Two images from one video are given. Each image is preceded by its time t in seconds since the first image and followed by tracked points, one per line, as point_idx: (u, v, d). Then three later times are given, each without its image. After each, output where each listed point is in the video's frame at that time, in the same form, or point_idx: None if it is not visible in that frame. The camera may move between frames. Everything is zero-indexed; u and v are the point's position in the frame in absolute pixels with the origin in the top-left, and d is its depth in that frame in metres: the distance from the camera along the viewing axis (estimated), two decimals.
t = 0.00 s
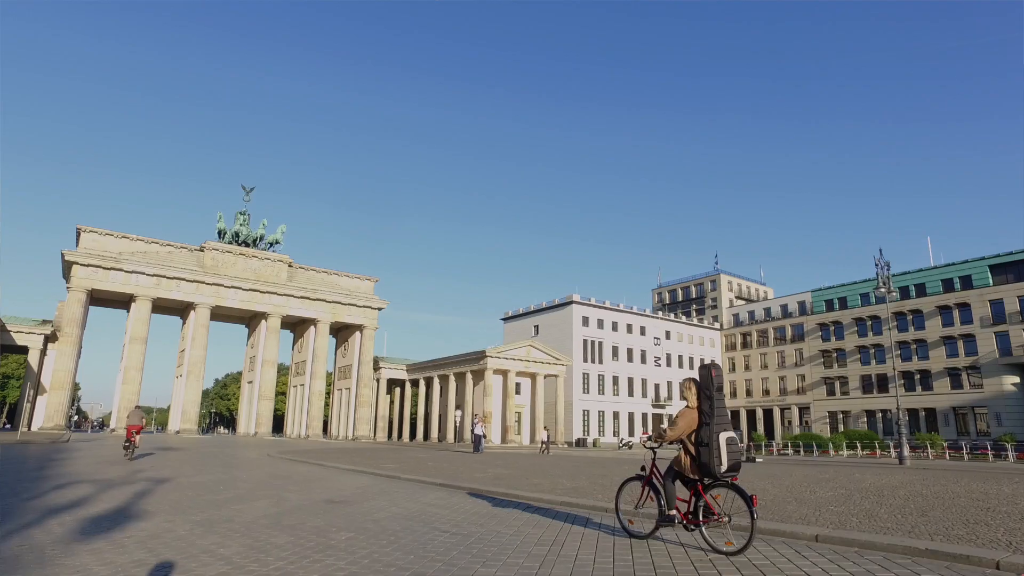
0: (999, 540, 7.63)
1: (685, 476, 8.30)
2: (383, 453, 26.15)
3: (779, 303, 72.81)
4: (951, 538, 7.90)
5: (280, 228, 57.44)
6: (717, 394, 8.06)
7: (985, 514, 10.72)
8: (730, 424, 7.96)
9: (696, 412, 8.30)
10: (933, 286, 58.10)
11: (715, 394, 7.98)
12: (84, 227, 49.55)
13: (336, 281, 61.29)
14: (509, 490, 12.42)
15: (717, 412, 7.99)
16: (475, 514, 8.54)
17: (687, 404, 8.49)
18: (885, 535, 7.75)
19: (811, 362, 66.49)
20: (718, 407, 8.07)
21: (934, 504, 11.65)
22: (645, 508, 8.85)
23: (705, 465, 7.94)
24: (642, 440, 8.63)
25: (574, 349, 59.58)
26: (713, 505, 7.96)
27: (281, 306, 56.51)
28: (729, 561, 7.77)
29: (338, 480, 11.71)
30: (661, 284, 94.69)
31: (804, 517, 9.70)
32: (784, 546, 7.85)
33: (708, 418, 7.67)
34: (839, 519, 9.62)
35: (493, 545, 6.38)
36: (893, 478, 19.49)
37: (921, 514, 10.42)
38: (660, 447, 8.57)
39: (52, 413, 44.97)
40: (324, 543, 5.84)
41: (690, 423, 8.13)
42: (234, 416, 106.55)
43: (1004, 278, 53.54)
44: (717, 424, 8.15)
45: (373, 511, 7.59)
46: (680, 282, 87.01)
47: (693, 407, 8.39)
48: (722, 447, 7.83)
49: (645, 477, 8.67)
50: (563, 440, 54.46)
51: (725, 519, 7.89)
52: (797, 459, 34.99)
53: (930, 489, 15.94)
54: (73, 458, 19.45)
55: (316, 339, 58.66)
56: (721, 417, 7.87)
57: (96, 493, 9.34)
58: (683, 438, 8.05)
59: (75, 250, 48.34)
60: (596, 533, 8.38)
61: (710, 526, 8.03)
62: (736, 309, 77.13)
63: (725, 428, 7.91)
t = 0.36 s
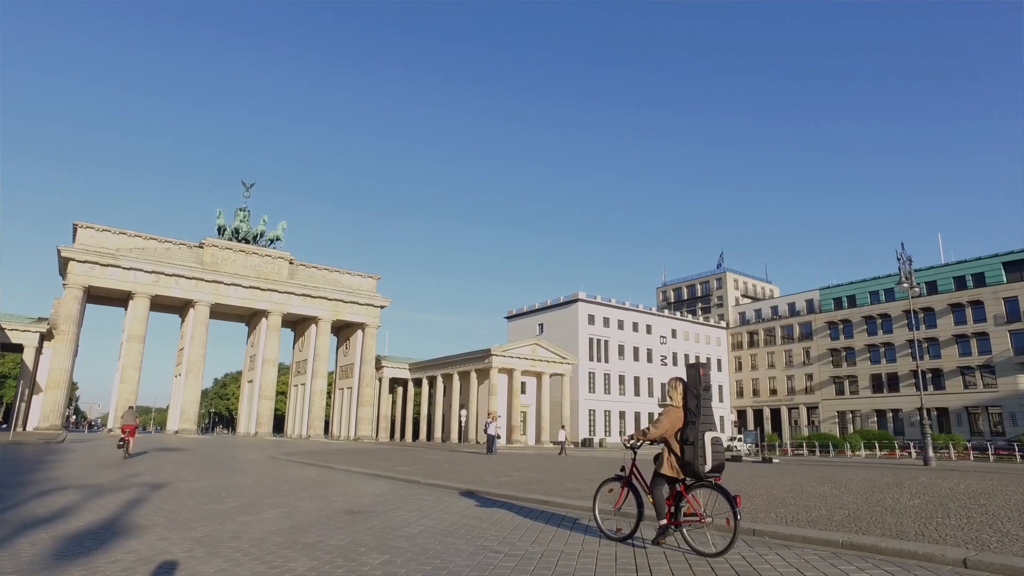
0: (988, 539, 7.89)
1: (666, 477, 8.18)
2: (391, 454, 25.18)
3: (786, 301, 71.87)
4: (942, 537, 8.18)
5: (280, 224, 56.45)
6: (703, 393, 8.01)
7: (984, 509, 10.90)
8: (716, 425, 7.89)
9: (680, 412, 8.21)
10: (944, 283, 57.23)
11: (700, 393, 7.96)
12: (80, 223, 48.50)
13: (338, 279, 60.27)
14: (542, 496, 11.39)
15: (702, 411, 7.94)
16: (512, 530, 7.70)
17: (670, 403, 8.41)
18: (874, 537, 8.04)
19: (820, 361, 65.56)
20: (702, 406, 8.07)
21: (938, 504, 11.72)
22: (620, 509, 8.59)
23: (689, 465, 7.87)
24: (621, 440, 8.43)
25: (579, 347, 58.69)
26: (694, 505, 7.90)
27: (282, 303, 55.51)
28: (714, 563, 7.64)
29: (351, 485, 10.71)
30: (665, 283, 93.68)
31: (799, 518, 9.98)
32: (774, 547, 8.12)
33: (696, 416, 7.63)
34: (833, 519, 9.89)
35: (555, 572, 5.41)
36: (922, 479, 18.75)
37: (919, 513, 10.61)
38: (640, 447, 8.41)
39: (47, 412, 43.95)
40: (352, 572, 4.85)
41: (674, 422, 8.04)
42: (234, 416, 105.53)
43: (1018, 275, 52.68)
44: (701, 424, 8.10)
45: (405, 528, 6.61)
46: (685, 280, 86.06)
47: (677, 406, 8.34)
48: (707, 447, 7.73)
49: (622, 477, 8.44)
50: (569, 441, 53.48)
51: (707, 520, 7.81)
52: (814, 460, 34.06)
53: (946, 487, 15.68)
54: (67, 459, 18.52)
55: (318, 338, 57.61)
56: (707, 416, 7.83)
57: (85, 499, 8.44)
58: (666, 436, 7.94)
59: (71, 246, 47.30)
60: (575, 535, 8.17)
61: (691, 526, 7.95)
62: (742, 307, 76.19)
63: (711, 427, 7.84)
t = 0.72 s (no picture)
0: (980, 542, 7.86)
1: (651, 478, 8.27)
2: (399, 456, 24.25)
3: (794, 300, 70.89)
4: (934, 540, 8.14)
5: (282, 221, 55.50)
6: (686, 395, 8.00)
7: (988, 513, 10.71)
8: (698, 426, 7.86)
9: (664, 413, 8.23)
10: (957, 282, 56.38)
11: (684, 395, 7.97)
12: (77, 219, 47.47)
13: (340, 276, 59.23)
14: (580, 504, 10.50)
15: (685, 412, 7.94)
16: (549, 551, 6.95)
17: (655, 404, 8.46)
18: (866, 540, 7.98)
19: (829, 361, 64.58)
20: (686, 406, 8.02)
21: (944, 508, 11.49)
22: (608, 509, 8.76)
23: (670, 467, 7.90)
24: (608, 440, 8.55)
25: (586, 347, 57.74)
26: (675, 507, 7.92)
27: (283, 302, 54.56)
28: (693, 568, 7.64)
29: (367, 493, 9.76)
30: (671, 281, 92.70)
31: (790, 522, 9.91)
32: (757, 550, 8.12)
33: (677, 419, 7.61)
34: (825, 523, 9.83)
35: None
36: (955, 482, 17.91)
37: (919, 516, 10.45)
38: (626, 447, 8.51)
39: (43, 412, 42.96)
40: None
41: (657, 423, 8.09)
42: (234, 416, 104.48)
43: None
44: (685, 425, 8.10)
45: (447, 552, 5.77)
46: (690, 279, 85.11)
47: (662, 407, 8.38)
48: (688, 448, 7.75)
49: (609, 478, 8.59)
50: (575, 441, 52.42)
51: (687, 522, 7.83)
52: (833, 461, 33.08)
53: (969, 491, 15.15)
54: (60, 461, 17.56)
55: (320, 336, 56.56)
56: (689, 417, 7.83)
57: (73, 510, 7.51)
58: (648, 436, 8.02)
59: (68, 243, 46.28)
60: (562, 535, 8.25)
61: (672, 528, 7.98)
62: (749, 306, 75.26)
63: (693, 429, 7.81)
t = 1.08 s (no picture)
0: (981, 549, 7.65)
1: (642, 482, 8.08)
2: (411, 458, 23.29)
3: (803, 299, 69.87)
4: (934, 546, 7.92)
5: (284, 218, 54.52)
6: (675, 397, 7.78)
7: (996, 519, 10.35)
8: (688, 429, 7.64)
9: (653, 417, 7.99)
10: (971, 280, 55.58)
11: (671, 398, 7.78)
12: (75, 215, 46.49)
13: (342, 274, 58.18)
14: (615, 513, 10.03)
15: (674, 416, 7.75)
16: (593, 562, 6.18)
17: (645, 407, 8.23)
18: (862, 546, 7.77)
19: (839, 360, 63.58)
20: (675, 410, 7.82)
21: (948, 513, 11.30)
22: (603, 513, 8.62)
23: (659, 470, 7.74)
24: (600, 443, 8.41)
25: (593, 346, 56.81)
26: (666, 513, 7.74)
27: (285, 300, 53.59)
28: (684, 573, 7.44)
29: (392, 503, 8.73)
30: (676, 281, 91.70)
31: (784, 525, 9.67)
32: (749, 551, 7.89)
33: (663, 422, 7.38)
34: (818, 527, 9.61)
35: None
36: (991, 486, 17.11)
37: (922, 522, 10.15)
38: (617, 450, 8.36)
39: (40, 412, 41.99)
40: None
41: (646, 427, 7.89)
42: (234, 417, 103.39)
43: None
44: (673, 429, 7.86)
45: None
46: (697, 277, 84.20)
47: (651, 409, 8.20)
48: (677, 453, 7.58)
49: (602, 482, 8.42)
50: (583, 442, 51.41)
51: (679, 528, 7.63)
52: (853, 463, 32.19)
53: (988, 495, 14.72)
54: (56, 463, 16.61)
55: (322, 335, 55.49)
56: (678, 421, 7.62)
57: (60, 524, 6.49)
58: (636, 441, 7.83)
59: (65, 239, 45.30)
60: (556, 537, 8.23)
61: (665, 533, 7.82)
62: (757, 305, 74.28)
63: (682, 433, 7.64)
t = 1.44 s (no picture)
0: (971, 547, 7.55)
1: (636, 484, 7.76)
2: (424, 459, 22.30)
3: (812, 297, 68.84)
4: (925, 547, 7.77)
5: (286, 214, 53.52)
6: (668, 398, 7.55)
7: (989, 516, 10.16)
8: (682, 431, 7.41)
9: (646, 418, 7.76)
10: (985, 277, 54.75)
11: (665, 400, 7.48)
12: (73, 210, 45.47)
13: (345, 271, 57.20)
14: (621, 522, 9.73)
15: (668, 417, 7.46)
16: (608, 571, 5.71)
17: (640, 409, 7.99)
18: (854, 553, 7.58)
19: (849, 359, 62.61)
20: (669, 411, 7.59)
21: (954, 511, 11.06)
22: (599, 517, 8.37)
23: (653, 474, 7.44)
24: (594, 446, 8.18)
25: (601, 344, 55.86)
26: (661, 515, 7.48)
27: (287, 297, 52.55)
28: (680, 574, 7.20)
29: (424, 514, 7.71)
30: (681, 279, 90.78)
31: (774, 528, 9.41)
32: (739, 563, 7.71)
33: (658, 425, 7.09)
34: (810, 527, 9.40)
35: None
36: None
37: (913, 521, 9.95)
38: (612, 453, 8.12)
39: (37, 412, 40.97)
40: None
41: (639, 431, 7.57)
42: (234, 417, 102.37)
43: None
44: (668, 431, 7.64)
45: None
46: (703, 276, 83.25)
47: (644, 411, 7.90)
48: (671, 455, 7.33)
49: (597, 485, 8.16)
50: (591, 443, 50.44)
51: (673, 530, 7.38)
52: (875, 464, 31.23)
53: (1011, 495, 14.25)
54: (49, 464, 15.60)
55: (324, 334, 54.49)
56: (671, 423, 7.34)
57: (41, 546, 5.44)
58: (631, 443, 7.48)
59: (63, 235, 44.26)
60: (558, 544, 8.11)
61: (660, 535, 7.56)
62: (765, 303, 73.29)
63: (675, 435, 7.41)
